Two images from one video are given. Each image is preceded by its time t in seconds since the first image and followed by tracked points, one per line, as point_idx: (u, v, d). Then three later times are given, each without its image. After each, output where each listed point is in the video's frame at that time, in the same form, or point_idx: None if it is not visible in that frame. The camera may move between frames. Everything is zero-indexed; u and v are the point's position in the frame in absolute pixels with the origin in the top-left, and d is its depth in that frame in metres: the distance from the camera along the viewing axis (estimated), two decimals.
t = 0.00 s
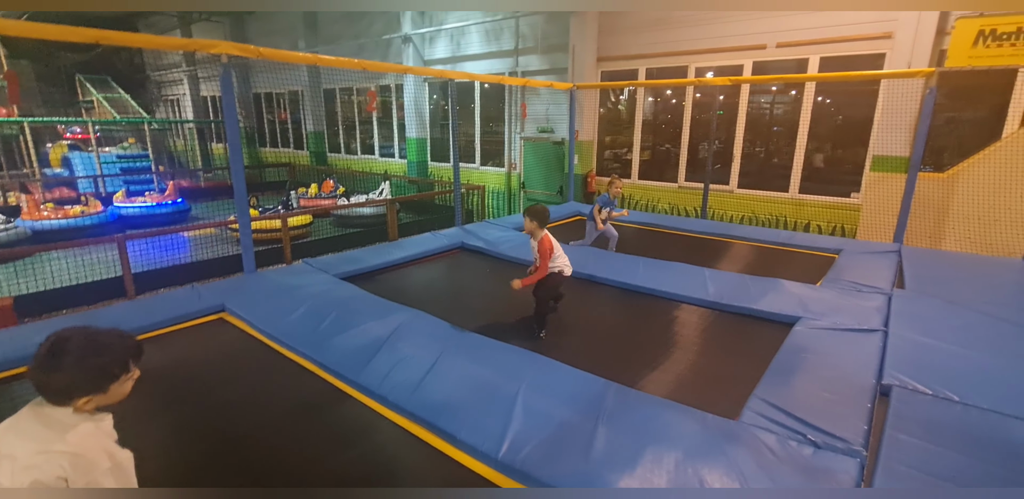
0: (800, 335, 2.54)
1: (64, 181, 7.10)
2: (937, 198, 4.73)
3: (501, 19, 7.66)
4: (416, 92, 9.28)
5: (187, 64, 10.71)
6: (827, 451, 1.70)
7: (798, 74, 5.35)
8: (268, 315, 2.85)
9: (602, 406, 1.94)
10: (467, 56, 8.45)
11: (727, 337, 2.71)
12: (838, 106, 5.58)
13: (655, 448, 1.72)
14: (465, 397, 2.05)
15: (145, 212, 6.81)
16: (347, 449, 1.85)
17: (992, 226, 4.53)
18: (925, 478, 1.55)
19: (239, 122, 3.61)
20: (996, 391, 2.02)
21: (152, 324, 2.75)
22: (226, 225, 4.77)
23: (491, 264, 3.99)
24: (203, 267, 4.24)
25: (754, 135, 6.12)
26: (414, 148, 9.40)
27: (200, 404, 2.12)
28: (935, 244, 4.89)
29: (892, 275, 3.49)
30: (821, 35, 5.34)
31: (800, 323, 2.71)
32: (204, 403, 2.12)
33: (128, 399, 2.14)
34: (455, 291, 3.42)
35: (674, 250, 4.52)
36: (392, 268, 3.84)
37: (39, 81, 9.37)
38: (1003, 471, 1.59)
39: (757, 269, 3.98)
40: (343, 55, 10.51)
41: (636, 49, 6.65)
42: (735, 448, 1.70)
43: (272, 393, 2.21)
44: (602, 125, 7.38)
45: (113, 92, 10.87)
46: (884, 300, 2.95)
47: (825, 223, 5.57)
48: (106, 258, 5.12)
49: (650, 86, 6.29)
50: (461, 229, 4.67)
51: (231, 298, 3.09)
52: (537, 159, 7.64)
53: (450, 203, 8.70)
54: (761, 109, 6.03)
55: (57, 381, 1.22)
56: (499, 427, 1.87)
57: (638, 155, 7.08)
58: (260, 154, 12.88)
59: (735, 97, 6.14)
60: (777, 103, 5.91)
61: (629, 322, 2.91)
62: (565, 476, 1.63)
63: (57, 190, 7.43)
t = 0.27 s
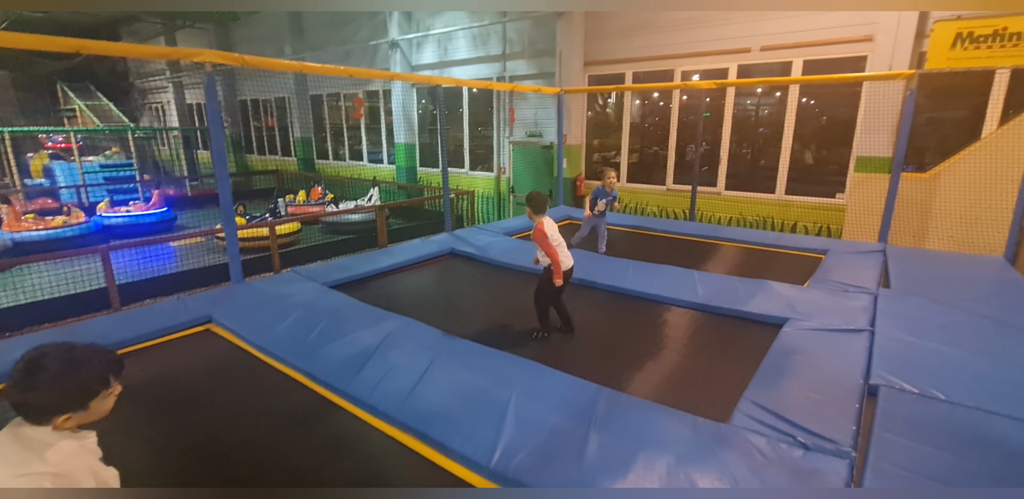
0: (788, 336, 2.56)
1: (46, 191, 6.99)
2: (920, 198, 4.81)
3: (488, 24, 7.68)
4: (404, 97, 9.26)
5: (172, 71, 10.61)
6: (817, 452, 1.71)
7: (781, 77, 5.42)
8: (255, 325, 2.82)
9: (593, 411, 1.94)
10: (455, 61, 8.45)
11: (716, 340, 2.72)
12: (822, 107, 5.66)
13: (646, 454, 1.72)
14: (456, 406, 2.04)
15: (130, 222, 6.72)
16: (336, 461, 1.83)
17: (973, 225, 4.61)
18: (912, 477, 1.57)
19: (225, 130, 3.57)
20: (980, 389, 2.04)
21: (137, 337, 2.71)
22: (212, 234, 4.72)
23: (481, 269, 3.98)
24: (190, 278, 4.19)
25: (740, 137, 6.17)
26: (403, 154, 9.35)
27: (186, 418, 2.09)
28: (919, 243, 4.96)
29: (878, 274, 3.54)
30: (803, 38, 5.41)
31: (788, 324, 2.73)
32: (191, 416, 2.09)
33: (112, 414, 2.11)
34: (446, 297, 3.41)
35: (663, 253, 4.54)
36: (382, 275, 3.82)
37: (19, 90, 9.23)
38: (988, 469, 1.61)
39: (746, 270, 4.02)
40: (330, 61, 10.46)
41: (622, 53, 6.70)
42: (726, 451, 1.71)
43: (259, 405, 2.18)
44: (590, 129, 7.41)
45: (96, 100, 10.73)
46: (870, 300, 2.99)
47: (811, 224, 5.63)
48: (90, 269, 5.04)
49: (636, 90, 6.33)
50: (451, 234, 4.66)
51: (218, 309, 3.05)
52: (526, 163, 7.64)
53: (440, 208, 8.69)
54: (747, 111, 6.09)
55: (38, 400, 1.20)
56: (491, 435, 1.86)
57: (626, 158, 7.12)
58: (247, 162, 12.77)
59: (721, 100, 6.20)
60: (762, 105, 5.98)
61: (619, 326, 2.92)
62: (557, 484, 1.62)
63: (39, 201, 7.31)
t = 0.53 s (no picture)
0: (765, 339, 2.60)
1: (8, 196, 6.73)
2: (889, 202, 4.95)
3: (467, 29, 7.68)
4: (383, 102, 9.20)
5: (143, 74, 10.35)
6: (793, 454, 1.73)
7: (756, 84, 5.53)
8: (229, 334, 2.75)
9: (574, 417, 1.94)
10: (434, 66, 8.43)
11: (695, 343, 2.75)
12: (795, 114, 5.79)
13: (627, 459, 1.72)
14: (435, 414, 2.01)
15: (98, 228, 6.54)
16: (312, 472, 1.79)
17: (940, 228, 4.76)
18: (885, 477, 1.60)
19: (197, 134, 3.49)
20: (949, 388, 2.10)
21: (103, 348, 2.61)
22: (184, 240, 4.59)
23: (461, 275, 3.96)
24: (161, 285, 4.07)
25: (716, 142, 6.28)
26: (382, 159, 9.27)
27: (155, 431, 2.02)
28: (889, 246, 5.10)
29: (850, 277, 3.62)
30: (776, 47, 5.54)
31: (765, 327, 2.77)
32: (162, 429, 2.03)
33: (77, 428, 2.03)
34: (426, 304, 3.37)
35: (643, 257, 4.58)
36: (361, 282, 3.77)
37: None
38: (956, 467, 1.66)
39: (723, 274, 4.07)
40: (307, 65, 10.33)
41: (600, 59, 6.77)
42: (705, 455, 1.72)
43: (233, 417, 2.12)
44: (569, 134, 7.45)
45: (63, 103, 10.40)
46: (844, 302, 3.06)
47: (786, 227, 5.74)
48: (54, 277, 4.87)
49: (615, 96, 6.39)
50: (431, 240, 4.62)
51: (190, 317, 2.96)
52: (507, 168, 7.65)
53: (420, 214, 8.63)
54: (723, 117, 6.20)
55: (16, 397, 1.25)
56: (470, 444, 1.84)
57: (605, 163, 7.18)
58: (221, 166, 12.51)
59: (698, 106, 6.30)
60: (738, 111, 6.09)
61: (600, 331, 2.92)
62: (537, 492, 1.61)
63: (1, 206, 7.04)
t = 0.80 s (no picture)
0: (739, 336, 2.63)
1: None
2: (856, 201, 5.09)
3: (443, 27, 7.63)
4: (357, 100, 9.06)
5: (106, 70, 9.98)
6: (768, 449, 1.75)
7: (729, 85, 5.62)
8: (196, 338, 2.65)
9: (551, 417, 1.92)
10: (410, 65, 8.34)
11: (672, 341, 2.77)
12: (766, 115, 5.91)
13: (604, 457, 1.72)
14: (410, 416, 1.97)
15: (58, 230, 6.23)
16: (283, 480, 1.73)
17: (905, 226, 4.92)
18: (856, 471, 1.63)
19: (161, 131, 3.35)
20: (915, 382, 2.16)
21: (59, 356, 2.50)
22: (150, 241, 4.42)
23: (437, 275, 3.92)
24: (124, 289, 3.91)
25: (691, 143, 6.37)
26: (357, 158, 9.13)
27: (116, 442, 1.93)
28: (856, 244, 5.24)
29: (819, 274, 3.71)
30: (747, 49, 5.64)
31: (738, 324, 2.81)
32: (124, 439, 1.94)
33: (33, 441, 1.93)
34: (402, 304, 3.32)
35: (620, 256, 4.60)
36: (335, 282, 3.69)
37: None
38: (922, 459, 1.70)
39: (699, 272, 4.12)
40: (279, 62, 10.12)
41: (576, 60, 6.79)
42: (682, 452, 1.73)
43: (198, 425, 2.04)
44: (546, 134, 7.46)
45: (19, 98, 9.95)
46: (814, 299, 3.12)
47: (759, 226, 5.84)
48: (8, 281, 4.63)
49: (591, 96, 6.42)
50: (407, 240, 4.56)
51: (154, 321, 2.85)
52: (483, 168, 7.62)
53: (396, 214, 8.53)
54: (697, 118, 6.29)
55: (59, 396, 1.12)
56: (446, 447, 1.81)
57: (582, 163, 7.21)
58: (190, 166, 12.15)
59: (672, 106, 6.38)
60: (711, 112, 6.19)
61: (578, 329, 2.92)
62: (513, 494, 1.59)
63: None
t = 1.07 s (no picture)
0: (729, 337, 2.64)
1: None
2: (843, 201, 5.14)
3: (434, 28, 7.60)
4: (348, 101, 9.01)
5: (90, 70, 9.83)
6: (758, 452, 1.75)
7: (718, 86, 5.66)
8: (181, 343, 2.61)
9: (542, 421, 1.91)
10: (400, 65, 8.30)
11: (662, 343, 2.77)
12: (755, 116, 5.94)
13: (595, 462, 1.71)
14: (400, 422, 1.95)
15: (39, 233, 6.17)
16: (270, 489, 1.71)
17: (892, 225, 4.96)
18: (846, 472, 1.63)
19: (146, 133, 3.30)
20: (903, 382, 2.18)
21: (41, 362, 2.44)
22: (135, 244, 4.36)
23: (428, 277, 3.89)
24: (108, 293, 3.85)
25: (681, 144, 6.39)
26: (347, 159, 9.07)
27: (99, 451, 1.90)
28: (844, 244, 5.29)
29: (808, 274, 3.73)
30: (736, 50, 5.67)
31: (728, 325, 2.82)
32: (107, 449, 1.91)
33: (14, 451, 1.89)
34: (392, 307, 3.30)
35: (611, 257, 4.60)
36: (323, 286, 3.65)
37: None
38: (911, 460, 1.71)
39: (689, 273, 4.13)
40: (268, 62, 10.03)
41: (567, 61, 6.80)
42: (673, 455, 1.73)
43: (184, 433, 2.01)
44: (537, 134, 7.45)
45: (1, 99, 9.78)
46: (803, 299, 3.15)
47: (748, 226, 5.88)
48: None
49: (582, 97, 6.43)
50: (397, 242, 4.53)
51: (138, 326, 2.80)
52: (475, 170, 7.61)
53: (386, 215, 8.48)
54: (687, 119, 6.32)
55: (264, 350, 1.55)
56: (436, 453, 1.79)
57: (573, 164, 7.22)
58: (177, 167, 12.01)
59: (662, 107, 6.40)
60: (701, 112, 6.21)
61: (568, 331, 2.91)
62: None
63: None
